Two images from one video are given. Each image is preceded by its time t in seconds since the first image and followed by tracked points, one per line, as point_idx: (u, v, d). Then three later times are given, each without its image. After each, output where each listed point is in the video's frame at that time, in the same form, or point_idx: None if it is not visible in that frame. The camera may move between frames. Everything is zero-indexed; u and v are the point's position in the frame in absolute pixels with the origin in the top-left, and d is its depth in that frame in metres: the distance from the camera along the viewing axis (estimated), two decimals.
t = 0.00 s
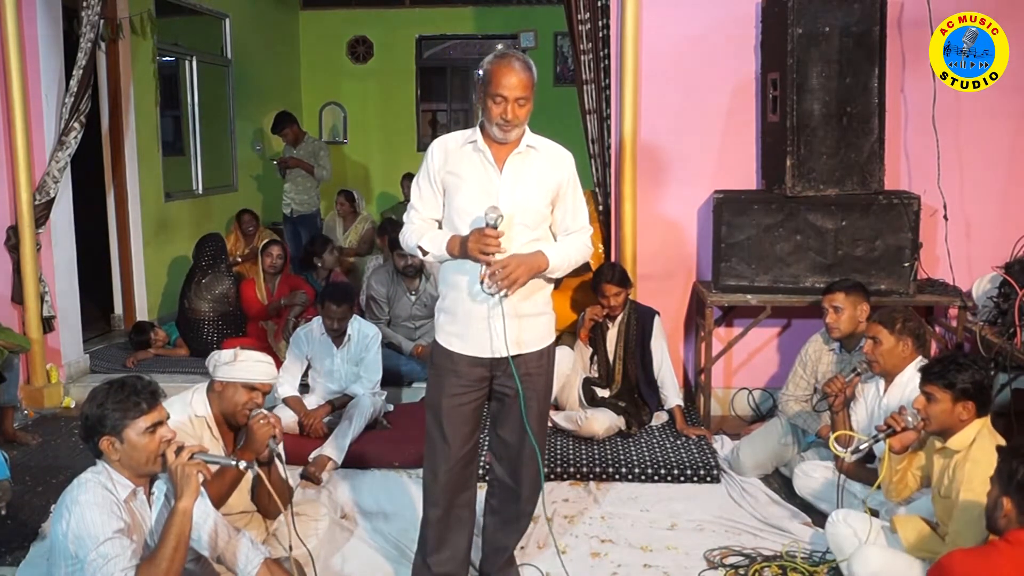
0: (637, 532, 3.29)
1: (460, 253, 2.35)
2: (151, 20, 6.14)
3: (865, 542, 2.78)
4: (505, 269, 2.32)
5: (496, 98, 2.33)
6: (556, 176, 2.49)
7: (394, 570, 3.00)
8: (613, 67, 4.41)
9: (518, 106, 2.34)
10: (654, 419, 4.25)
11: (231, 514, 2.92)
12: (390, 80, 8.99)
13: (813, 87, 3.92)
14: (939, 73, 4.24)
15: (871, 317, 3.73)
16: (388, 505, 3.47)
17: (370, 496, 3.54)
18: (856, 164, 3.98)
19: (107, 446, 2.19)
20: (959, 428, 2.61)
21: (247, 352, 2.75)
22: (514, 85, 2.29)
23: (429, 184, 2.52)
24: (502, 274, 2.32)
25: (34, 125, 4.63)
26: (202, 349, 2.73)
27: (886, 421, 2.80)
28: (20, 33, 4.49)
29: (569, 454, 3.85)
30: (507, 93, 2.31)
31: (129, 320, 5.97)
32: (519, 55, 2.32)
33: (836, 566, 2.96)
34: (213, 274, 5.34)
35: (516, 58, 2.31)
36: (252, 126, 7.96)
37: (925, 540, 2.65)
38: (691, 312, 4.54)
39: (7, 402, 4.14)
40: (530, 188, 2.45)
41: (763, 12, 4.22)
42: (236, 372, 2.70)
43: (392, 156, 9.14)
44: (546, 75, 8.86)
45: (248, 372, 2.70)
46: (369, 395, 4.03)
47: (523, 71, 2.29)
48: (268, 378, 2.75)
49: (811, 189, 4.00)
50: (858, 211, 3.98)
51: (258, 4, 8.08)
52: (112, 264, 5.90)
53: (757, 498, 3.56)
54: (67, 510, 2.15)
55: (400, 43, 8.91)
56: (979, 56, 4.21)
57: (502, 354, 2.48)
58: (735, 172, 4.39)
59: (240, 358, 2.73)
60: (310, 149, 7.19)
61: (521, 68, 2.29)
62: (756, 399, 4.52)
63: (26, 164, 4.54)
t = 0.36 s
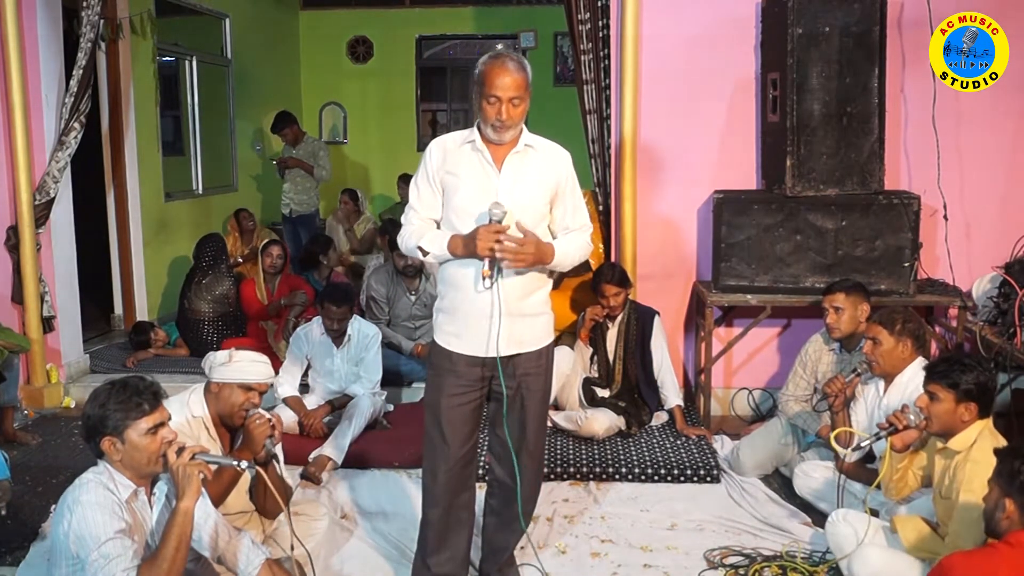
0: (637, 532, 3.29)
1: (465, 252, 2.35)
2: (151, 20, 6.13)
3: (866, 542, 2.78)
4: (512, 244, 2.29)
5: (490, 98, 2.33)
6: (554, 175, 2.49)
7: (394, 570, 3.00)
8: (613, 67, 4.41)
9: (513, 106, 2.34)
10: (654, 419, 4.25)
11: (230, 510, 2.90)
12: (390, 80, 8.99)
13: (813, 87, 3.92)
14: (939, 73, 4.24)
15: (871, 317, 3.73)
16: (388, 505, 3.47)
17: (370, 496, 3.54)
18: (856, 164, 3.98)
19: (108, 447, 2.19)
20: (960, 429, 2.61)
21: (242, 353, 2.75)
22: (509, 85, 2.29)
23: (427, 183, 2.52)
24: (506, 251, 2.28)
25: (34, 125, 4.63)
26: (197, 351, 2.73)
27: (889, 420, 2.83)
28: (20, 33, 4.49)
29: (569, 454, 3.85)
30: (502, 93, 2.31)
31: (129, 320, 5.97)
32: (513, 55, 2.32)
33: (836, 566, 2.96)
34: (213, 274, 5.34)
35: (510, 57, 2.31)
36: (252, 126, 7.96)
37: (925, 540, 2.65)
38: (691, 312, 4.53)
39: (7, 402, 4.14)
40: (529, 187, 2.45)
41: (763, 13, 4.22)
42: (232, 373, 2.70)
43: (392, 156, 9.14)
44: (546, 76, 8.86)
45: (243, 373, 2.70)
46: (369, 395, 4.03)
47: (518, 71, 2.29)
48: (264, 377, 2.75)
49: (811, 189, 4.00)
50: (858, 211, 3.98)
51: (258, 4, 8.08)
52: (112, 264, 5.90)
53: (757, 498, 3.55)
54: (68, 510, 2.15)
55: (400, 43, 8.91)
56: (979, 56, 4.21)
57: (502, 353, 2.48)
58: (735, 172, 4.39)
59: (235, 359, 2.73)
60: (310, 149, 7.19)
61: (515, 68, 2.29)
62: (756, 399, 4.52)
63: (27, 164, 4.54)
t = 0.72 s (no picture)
0: (637, 532, 3.29)
1: (470, 249, 2.37)
2: (151, 20, 6.13)
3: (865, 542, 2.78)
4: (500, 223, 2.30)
5: (479, 97, 2.34)
6: (549, 172, 2.49)
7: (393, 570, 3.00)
8: (613, 67, 4.41)
9: (502, 104, 2.35)
10: (654, 419, 4.25)
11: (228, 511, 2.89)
12: (390, 80, 8.99)
13: (813, 87, 3.92)
14: (939, 73, 4.24)
15: (871, 317, 3.73)
16: (388, 505, 3.47)
17: (369, 496, 3.55)
18: (856, 164, 3.98)
19: (108, 446, 2.19)
20: (962, 429, 2.61)
21: (237, 354, 2.72)
22: (498, 84, 2.31)
23: (422, 184, 2.51)
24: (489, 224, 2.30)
25: (34, 125, 4.63)
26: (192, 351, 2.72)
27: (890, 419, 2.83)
28: (20, 32, 4.49)
29: (569, 454, 3.85)
30: (491, 92, 2.33)
31: (129, 320, 5.97)
32: (503, 54, 2.33)
33: (837, 566, 2.96)
34: (213, 274, 5.34)
35: (500, 57, 2.33)
36: (252, 126, 7.96)
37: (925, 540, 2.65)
38: (690, 312, 4.53)
39: (7, 402, 4.14)
40: (524, 184, 2.45)
41: (763, 13, 4.22)
42: (226, 375, 2.68)
43: (392, 156, 9.13)
44: (546, 76, 8.86)
45: (240, 374, 2.69)
46: (368, 395, 4.04)
47: (507, 70, 2.31)
48: (260, 377, 2.73)
49: (811, 189, 4.00)
50: (858, 211, 3.98)
51: (258, 4, 8.08)
52: (112, 264, 5.89)
53: (757, 499, 3.55)
54: (68, 510, 2.15)
55: (400, 43, 8.91)
56: (979, 56, 4.21)
57: (499, 353, 2.48)
58: (735, 172, 4.39)
59: (230, 360, 2.71)
60: (309, 149, 7.18)
61: (504, 67, 2.30)
62: (756, 399, 4.52)
63: (27, 164, 4.54)
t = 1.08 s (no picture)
0: (637, 532, 3.29)
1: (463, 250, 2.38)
2: (151, 20, 6.13)
3: (865, 541, 2.78)
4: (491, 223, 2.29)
5: (461, 97, 2.34)
6: (537, 170, 2.49)
7: (393, 570, 3.00)
8: (612, 67, 4.42)
9: (485, 104, 2.34)
10: (654, 419, 4.25)
11: (229, 511, 2.89)
12: (390, 80, 8.99)
13: (813, 87, 3.91)
14: (939, 73, 4.24)
15: (871, 318, 3.73)
16: (389, 505, 3.47)
17: (369, 496, 3.55)
18: (856, 164, 3.98)
19: (107, 447, 2.19)
20: (962, 429, 2.61)
21: (238, 355, 2.72)
22: (480, 84, 2.30)
23: (410, 187, 2.52)
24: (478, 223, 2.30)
25: (34, 125, 4.64)
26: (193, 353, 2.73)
27: (891, 416, 2.83)
28: (20, 32, 4.49)
29: (569, 454, 3.85)
30: (473, 92, 2.32)
31: (129, 320, 5.97)
32: (486, 53, 2.32)
33: (837, 566, 2.96)
34: (213, 274, 5.34)
35: (482, 56, 2.31)
36: (252, 126, 7.96)
37: (925, 539, 2.65)
38: (690, 312, 4.53)
39: (7, 402, 4.14)
40: (512, 183, 2.45)
41: (763, 13, 4.22)
42: (225, 376, 2.67)
43: (392, 156, 9.14)
44: (546, 76, 8.85)
45: (238, 376, 2.67)
46: (369, 395, 4.04)
47: (490, 69, 2.30)
48: (258, 379, 2.70)
49: (811, 189, 4.00)
50: (858, 211, 3.98)
51: (258, 4, 8.08)
52: (112, 264, 5.89)
53: (757, 499, 3.55)
54: (67, 510, 2.15)
55: (400, 43, 8.91)
56: (980, 56, 4.21)
57: (490, 355, 2.48)
58: (735, 172, 4.39)
59: (231, 361, 2.71)
60: (309, 149, 7.19)
61: (487, 66, 2.29)
62: (756, 399, 4.52)
63: (26, 164, 4.54)
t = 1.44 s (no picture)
0: (637, 532, 3.29)
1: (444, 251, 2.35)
2: (151, 20, 6.13)
3: (864, 540, 2.79)
4: (484, 222, 2.30)
5: (434, 97, 2.34)
6: (515, 167, 2.50)
7: (393, 570, 3.01)
8: (612, 67, 4.42)
9: (458, 102, 2.35)
10: (654, 419, 4.25)
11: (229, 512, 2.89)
12: (390, 80, 8.99)
13: (813, 87, 3.92)
14: (939, 73, 4.24)
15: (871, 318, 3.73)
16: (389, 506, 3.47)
17: (368, 496, 3.55)
18: (856, 164, 3.98)
19: (105, 449, 2.19)
20: (964, 429, 2.61)
21: (235, 358, 2.71)
22: (453, 82, 2.30)
23: (385, 188, 2.49)
24: (470, 222, 2.30)
25: (34, 125, 4.64)
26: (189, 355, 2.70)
27: (893, 415, 2.84)
28: (20, 32, 4.49)
29: (569, 454, 3.85)
30: (446, 90, 2.32)
31: (129, 320, 5.97)
32: (458, 52, 2.33)
33: (837, 566, 2.96)
34: (212, 274, 5.36)
35: (453, 55, 2.32)
36: (252, 126, 7.96)
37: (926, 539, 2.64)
38: (690, 312, 4.53)
39: (7, 402, 4.13)
40: (491, 180, 2.45)
41: (763, 13, 4.22)
42: (223, 379, 2.66)
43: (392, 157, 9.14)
44: (546, 76, 8.86)
45: (237, 378, 2.66)
46: (370, 396, 4.00)
47: (462, 67, 2.30)
48: (256, 382, 2.70)
49: (811, 189, 4.00)
50: (858, 211, 3.98)
51: (258, 4, 8.08)
52: (112, 265, 5.90)
53: (757, 499, 3.56)
54: (66, 511, 2.15)
55: (400, 43, 8.91)
56: (979, 56, 4.20)
57: (472, 356, 2.47)
58: (735, 172, 4.39)
59: (228, 364, 2.69)
60: (308, 149, 7.19)
61: (459, 64, 2.30)
62: (756, 399, 4.52)
63: (26, 164, 4.54)
